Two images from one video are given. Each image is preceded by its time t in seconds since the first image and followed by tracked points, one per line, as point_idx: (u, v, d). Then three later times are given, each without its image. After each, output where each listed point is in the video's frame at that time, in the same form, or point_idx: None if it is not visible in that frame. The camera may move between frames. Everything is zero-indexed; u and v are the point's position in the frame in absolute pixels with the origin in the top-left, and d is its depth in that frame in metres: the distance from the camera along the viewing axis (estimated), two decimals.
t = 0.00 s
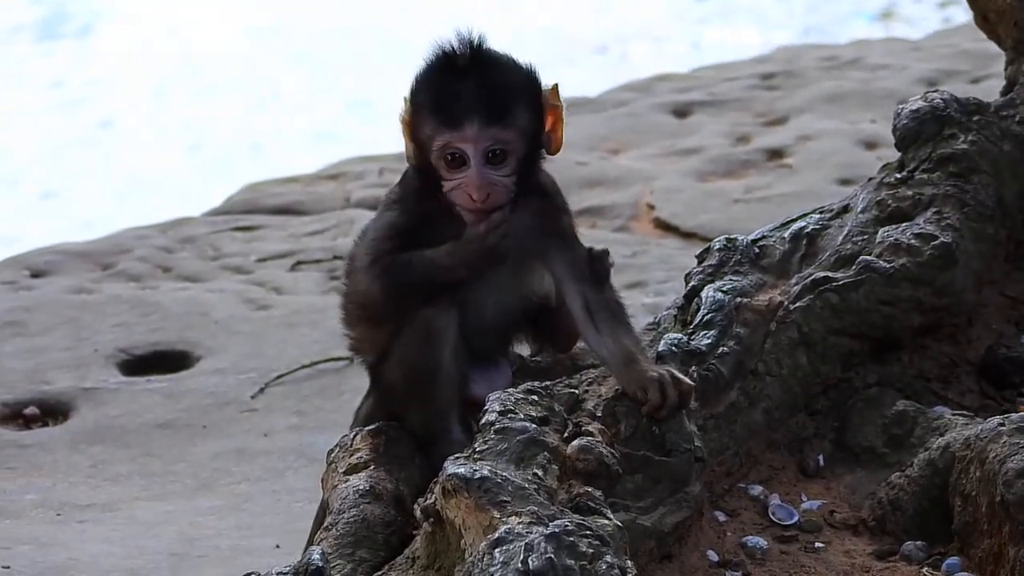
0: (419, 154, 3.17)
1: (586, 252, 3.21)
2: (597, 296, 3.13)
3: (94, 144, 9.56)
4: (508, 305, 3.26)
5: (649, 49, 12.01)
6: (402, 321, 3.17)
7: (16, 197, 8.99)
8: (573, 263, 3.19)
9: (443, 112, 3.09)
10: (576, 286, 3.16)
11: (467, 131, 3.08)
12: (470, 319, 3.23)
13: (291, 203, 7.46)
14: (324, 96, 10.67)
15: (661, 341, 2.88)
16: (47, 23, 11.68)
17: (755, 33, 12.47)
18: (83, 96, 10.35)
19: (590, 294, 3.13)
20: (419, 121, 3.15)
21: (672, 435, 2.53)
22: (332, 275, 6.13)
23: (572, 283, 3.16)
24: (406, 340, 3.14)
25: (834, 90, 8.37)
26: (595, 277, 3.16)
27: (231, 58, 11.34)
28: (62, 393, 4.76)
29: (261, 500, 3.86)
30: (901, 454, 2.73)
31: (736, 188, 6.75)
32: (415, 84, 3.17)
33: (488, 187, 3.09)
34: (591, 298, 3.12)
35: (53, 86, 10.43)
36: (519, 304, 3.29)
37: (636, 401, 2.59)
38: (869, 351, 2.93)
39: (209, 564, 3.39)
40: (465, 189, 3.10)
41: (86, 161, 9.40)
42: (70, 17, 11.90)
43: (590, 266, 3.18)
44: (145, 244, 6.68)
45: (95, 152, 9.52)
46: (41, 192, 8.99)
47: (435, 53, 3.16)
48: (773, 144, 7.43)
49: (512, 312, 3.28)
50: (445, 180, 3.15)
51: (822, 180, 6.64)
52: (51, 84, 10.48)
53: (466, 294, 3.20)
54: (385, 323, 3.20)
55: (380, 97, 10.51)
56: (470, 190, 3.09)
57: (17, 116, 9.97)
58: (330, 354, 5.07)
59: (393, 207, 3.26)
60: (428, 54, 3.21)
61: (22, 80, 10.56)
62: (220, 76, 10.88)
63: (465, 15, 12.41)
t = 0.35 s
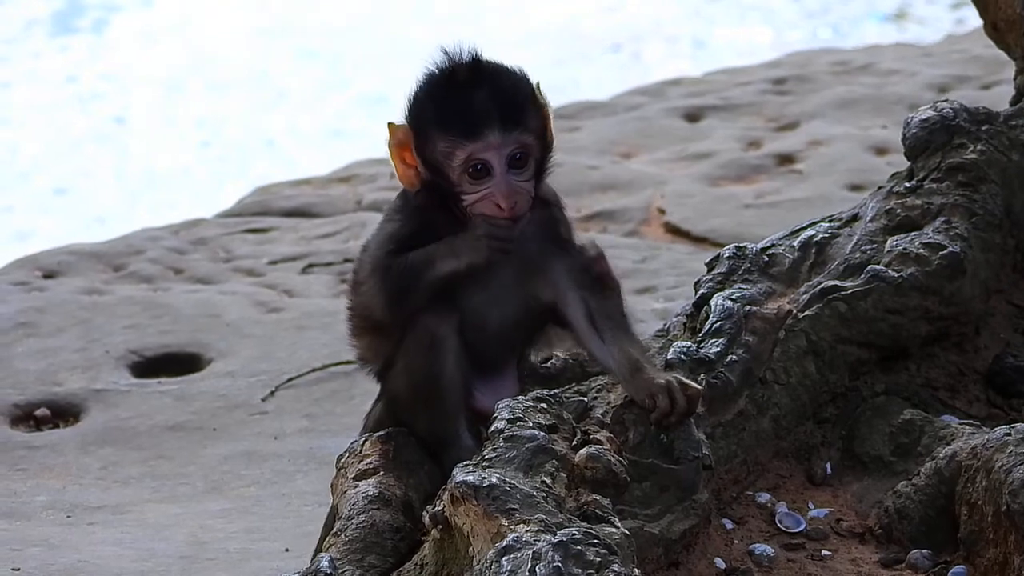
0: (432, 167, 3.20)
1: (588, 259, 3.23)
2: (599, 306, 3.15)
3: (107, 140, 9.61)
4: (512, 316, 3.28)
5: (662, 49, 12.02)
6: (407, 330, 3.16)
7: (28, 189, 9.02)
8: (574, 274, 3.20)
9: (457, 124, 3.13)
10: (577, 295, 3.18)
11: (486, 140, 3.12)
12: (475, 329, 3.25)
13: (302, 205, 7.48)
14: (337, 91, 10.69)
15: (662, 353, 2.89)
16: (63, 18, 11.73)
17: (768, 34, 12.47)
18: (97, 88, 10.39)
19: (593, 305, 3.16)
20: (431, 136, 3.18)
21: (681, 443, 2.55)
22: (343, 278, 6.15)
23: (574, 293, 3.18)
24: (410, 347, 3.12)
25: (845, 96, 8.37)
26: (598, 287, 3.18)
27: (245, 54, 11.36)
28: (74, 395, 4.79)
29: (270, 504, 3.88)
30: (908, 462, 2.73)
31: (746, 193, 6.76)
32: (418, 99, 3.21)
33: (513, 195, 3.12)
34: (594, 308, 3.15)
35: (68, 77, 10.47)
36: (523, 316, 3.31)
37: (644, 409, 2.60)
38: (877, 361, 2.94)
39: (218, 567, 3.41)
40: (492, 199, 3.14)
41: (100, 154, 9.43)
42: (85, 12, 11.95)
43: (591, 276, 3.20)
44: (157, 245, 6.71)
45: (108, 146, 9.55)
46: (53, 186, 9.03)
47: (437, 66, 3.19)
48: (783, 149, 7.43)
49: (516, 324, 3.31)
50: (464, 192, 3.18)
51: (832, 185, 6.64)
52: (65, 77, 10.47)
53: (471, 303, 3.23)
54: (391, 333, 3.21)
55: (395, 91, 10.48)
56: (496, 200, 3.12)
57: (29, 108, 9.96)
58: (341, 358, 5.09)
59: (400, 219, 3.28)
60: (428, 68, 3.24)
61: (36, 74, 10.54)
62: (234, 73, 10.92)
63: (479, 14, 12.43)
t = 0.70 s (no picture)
0: (443, 167, 3.21)
1: (600, 278, 3.26)
2: (608, 320, 3.17)
3: (109, 139, 9.61)
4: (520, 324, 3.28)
5: (664, 49, 12.04)
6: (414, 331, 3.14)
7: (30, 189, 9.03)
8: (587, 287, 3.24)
9: (462, 123, 3.13)
10: (588, 308, 3.20)
11: (486, 139, 3.11)
12: (481, 334, 3.24)
13: (302, 207, 7.49)
14: (338, 89, 10.70)
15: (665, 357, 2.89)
16: (64, 16, 11.74)
17: (769, 33, 12.49)
18: (99, 86, 10.41)
19: (602, 317, 3.17)
20: (442, 133, 3.19)
21: (679, 448, 2.56)
22: (344, 281, 6.16)
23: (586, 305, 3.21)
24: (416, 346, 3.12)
25: (844, 99, 8.38)
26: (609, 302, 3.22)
27: (247, 53, 11.36)
28: (75, 398, 4.80)
29: (271, 506, 3.89)
30: (905, 467, 2.72)
31: (746, 196, 6.77)
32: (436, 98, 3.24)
33: (511, 195, 3.10)
34: (602, 321, 3.16)
35: (70, 76, 10.49)
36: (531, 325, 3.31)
37: (644, 412, 2.63)
38: (875, 365, 2.95)
39: (218, 570, 3.42)
40: (487, 199, 3.11)
41: (101, 152, 9.44)
42: (86, 11, 11.96)
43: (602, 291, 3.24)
44: (158, 248, 6.73)
45: (109, 144, 9.56)
46: (54, 185, 9.04)
47: (454, 67, 3.22)
48: (783, 151, 7.44)
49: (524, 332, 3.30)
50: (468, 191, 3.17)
51: (832, 188, 6.65)
52: (66, 76, 10.46)
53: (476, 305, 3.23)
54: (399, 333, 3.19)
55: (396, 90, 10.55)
56: (493, 199, 3.10)
57: (29, 107, 9.94)
58: (341, 361, 5.11)
59: (417, 222, 3.28)
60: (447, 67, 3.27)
61: (37, 74, 10.53)
62: (236, 71, 10.92)
63: (480, 13, 12.43)
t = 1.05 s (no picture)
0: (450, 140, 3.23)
1: (604, 268, 3.23)
2: (607, 306, 3.12)
3: (118, 131, 9.63)
4: (520, 310, 3.24)
5: (671, 45, 12.03)
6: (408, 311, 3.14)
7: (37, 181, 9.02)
8: (588, 276, 3.20)
9: (468, 96, 3.15)
10: (590, 295, 3.16)
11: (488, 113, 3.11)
12: (478, 315, 3.21)
13: (308, 205, 7.51)
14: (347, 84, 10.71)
15: (674, 349, 2.93)
16: (72, 10, 11.74)
17: (776, 29, 12.47)
18: (107, 80, 10.40)
19: (600, 303, 3.12)
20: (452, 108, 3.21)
21: (681, 450, 2.56)
22: (349, 279, 6.18)
23: (584, 292, 3.18)
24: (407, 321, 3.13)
25: (850, 99, 8.38)
26: (608, 290, 3.16)
27: (255, 46, 11.37)
28: (80, 395, 4.82)
29: (274, 505, 3.91)
30: (907, 470, 2.73)
31: (750, 196, 6.78)
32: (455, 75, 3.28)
33: (503, 169, 3.09)
34: (602, 305, 3.11)
35: (78, 70, 10.48)
36: (533, 314, 3.26)
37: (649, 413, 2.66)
38: (877, 368, 2.96)
39: (222, 568, 3.44)
40: (480, 170, 3.10)
41: (109, 146, 9.44)
42: (94, 4, 11.95)
43: (603, 281, 3.18)
44: (164, 245, 6.74)
45: (116, 137, 9.57)
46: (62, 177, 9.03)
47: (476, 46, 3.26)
48: (787, 152, 7.45)
49: (526, 321, 3.26)
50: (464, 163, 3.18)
51: (837, 188, 6.65)
52: (75, 69, 10.47)
53: (472, 286, 3.20)
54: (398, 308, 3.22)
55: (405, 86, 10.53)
56: (482, 170, 3.09)
57: (37, 99, 9.94)
58: (346, 360, 5.13)
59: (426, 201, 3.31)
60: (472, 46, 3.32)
61: (46, 65, 10.53)
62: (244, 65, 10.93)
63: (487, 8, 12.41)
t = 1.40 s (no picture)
0: (452, 151, 3.13)
1: (595, 261, 3.24)
2: (605, 301, 3.14)
3: (123, 120, 9.63)
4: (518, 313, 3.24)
5: (676, 37, 12.00)
6: (415, 328, 3.12)
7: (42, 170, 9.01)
8: (580, 271, 3.21)
9: (478, 109, 3.03)
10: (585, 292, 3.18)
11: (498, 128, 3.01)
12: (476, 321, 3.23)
13: (313, 199, 7.52)
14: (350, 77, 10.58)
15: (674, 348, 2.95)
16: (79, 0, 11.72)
17: (781, 22, 12.45)
18: (113, 70, 10.39)
19: (596, 299, 3.15)
20: (451, 119, 3.11)
21: (683, 447, 2.56)
22: (353, 273, 6.19)
23: (580, 289, 3.19)
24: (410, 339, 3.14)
25: (854, 94, 8.37)
26: (601, 283, 3.18)
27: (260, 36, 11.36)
28: (84, 388, 4.83)
29: (277, 499, 3.92)
30: (908, 467, 2.73)
31: (754, 191, 6.77)
32: (447, 80, 3.14)
33: (520, 186, 3.01)
34: (598, 302, 3.14)
35: (84, 59, 10.47)
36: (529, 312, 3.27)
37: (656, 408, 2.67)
38: (879, 366, 2.96)
39: (225, 562, 3.45)
40: (496, 188, 3.02)
41: (114, 135, 9.43)
42: None
43: (596, 274, 3.20)
44: (169, 238, 6.75)
45: (122, 127, 9.56)
46: (67, 166, 9.02)
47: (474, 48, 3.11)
48: (792, 147, 7.44)
49: (522, 321, 3.27)
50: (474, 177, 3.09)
51: (841, 184, 6.65)
52: (81, 58, 10.47)
53: (475, 296, 3.22)
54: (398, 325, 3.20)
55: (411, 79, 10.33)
56: (500, 189, 3.02)
57: (42, 87, 9.93)
58: (349, 353, 5.13)
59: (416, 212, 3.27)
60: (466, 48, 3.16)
61: (51, 54, 10.53)
62: (249, 56, 10.92)
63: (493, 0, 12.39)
